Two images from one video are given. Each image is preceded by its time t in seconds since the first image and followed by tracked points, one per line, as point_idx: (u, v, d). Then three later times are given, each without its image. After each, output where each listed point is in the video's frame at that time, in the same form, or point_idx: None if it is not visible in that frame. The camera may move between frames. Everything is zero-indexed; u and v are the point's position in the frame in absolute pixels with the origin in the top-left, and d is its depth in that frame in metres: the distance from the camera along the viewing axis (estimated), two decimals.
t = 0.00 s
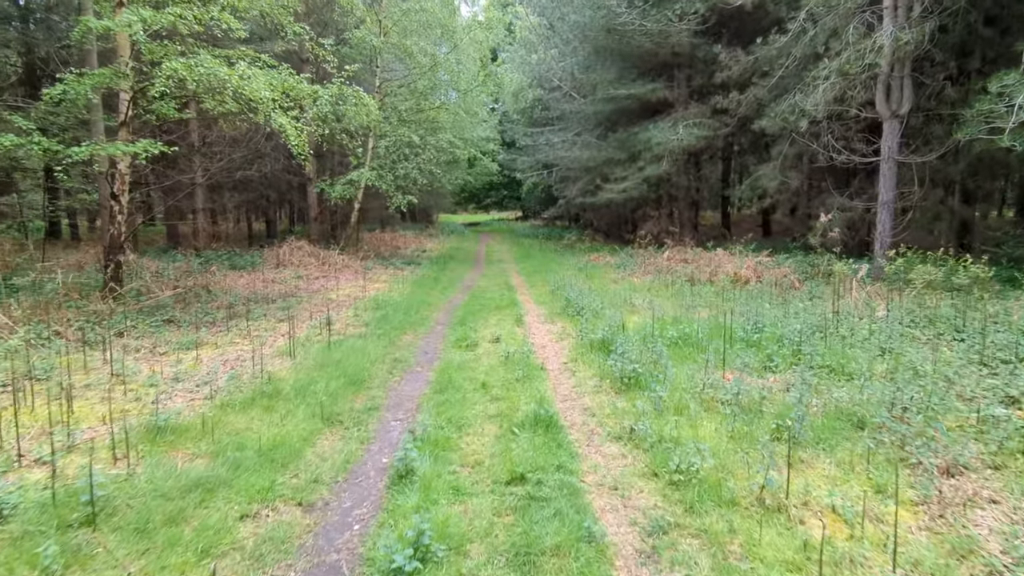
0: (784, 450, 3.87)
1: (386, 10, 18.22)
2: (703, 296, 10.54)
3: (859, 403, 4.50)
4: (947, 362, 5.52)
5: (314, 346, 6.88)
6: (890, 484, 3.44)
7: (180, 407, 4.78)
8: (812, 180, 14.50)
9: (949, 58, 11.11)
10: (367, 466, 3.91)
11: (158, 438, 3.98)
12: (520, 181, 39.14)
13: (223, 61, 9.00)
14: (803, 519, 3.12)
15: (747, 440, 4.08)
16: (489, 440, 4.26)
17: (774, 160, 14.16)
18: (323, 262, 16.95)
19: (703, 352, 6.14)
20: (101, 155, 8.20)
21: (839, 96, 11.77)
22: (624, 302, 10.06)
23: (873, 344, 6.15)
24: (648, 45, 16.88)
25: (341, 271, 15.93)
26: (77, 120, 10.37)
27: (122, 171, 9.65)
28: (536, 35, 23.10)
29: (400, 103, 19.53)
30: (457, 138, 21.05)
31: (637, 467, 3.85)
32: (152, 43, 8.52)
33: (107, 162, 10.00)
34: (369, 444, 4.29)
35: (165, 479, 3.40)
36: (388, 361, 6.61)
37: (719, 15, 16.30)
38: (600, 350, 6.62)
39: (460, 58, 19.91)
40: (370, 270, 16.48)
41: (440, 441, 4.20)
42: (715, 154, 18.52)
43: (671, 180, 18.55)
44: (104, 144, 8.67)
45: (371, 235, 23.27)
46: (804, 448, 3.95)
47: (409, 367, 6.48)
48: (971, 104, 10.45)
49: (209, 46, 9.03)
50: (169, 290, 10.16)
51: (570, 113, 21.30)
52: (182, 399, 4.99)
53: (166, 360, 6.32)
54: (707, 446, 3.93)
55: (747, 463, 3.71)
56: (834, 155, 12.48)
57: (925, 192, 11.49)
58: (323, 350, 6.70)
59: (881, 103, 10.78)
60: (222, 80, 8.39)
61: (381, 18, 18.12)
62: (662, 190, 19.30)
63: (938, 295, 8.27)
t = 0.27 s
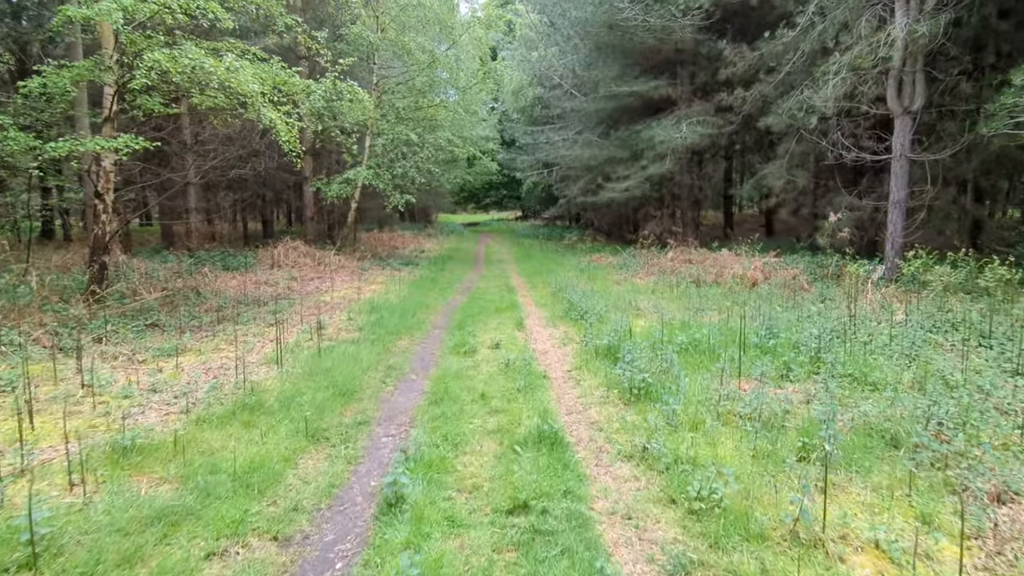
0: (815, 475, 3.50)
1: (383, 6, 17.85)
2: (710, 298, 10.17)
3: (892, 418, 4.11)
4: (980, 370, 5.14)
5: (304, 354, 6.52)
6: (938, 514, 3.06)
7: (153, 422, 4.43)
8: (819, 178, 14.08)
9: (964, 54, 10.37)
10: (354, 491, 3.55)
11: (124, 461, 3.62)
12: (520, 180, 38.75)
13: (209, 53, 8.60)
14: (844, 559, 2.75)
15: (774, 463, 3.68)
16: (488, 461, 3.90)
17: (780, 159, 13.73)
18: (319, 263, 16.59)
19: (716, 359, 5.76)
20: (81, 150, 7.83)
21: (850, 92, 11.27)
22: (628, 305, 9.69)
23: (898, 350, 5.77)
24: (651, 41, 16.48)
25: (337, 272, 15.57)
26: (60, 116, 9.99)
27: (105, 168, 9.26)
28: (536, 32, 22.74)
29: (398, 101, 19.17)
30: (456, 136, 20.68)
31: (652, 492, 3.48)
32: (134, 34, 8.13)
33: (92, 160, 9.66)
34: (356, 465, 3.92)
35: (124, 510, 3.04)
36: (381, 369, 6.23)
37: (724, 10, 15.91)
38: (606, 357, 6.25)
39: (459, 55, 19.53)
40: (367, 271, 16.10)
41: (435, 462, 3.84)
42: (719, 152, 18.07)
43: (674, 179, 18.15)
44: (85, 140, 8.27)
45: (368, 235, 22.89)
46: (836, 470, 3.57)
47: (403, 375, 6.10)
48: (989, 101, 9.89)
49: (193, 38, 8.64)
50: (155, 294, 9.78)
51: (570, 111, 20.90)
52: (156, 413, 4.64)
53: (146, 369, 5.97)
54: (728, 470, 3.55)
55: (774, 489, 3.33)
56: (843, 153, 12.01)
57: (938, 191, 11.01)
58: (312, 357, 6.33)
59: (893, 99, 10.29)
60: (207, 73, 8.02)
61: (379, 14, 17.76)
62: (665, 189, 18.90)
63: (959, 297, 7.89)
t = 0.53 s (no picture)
0: (852, 514, 3.08)
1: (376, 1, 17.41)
2: (714, 303, 9.79)
3: (930, 444, 3.69)
4: (1017, 386, 4.72)
5: (285, 368, 6.09)
6: (999, 565, 2.64)
7: (110, 451, 4.01)
8: (824, 178, 13.68)
9: (980, 46, 9.71)
10: (330, 534, 3.12)
11: (68, 501, 3.21)
12: (517, 181, 38.34)
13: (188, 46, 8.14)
14: None
15: (804, 498, 3.26)
16: (482, 496, 3.48)
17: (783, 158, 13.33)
18: (310, 265, 16.14)
19: (728, 373, 5.36)
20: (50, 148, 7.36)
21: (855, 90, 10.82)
22: (629, 311, 9.29)
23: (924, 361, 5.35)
24: (650, 38, 16.08)
25: (328, 275, 15.13)
26: (33, 114, 9.52)
27: (81, 168, 8.80)
28: (532, 30, 22.33)
29: (391, 99, 18.74)
30: (451, 135, 20.25)
31: (667, 535, 3.07)
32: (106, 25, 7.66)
33: (69, 160, 9.23)
34: (334, 501, 3.49)
35: (59, 565, 2.63)
36: (367, 385, 5.79)
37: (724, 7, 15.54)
38: (608, 370, 5.82)
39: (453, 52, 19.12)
40: (360, 274, 15.67)
41: (422, 497, 3.42)
42: (719, 151, 17.65)
43: (673, 180, 17.76)
44: (59, 139, 7.82)
45: (362, 237, 22.43)
46: (875, 508, 3.14)
47: (391, 392, 5.66)
48: (1005, 101, 9.38)
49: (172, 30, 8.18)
50: (135, 302, 9.36)
51: (567, 110, 20.50)
52: (116, 440, 4.21)
53: (114, 386, 5.54)
54: (752, 508, 3.14)
55: (807, 532, 2.92)
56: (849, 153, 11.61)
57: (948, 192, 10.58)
58: (294, 372, 5.90)
59: (902, 97, 9.87)
60: (183, 66, 7.57)
61: (371, 9, 17.32)
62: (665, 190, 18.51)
63: (976, 303, 7.53)
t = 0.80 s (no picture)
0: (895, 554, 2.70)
1: None
2: (714, 306, 9.45)
3: (971, 468, 3.30)
4: None
5: (262, 380, 5.66)
6: None
7: (56, 480, 3.57)
8: (823, 177, 13.40)
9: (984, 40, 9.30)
10: None
11: None
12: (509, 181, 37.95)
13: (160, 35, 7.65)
14: None
15: (838, 533, 2.87)
16: (473, 533, 3.07)
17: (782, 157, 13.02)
18: (297, 268, 15.65)
19: (738, 384, 4.99)
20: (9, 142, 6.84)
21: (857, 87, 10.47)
22: (628, 314, 8.92)
23: (948, 365, 5.00)
24: (646, 35, 15.73)
25: (316, 278, 14.66)
26: None
27: (48, 165, 8.28)
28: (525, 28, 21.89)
29: (381, 97, 18.29)
30: (442, 134, 19.82)
31: None
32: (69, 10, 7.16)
33: (36, 157, 8.70)
34: (305, 540, 3.05)
35: None
36: (349, 400, 5.37)
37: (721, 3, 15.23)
38: (609, 380, 5.44)
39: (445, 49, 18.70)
40: (348, 277, 15.20)
41: (406, 536, 3.01)
42: (716, 150, 17.33)
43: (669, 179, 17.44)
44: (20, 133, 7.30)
45: (352, 238, 21.93)
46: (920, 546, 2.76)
47: (375, 407, 5.24)
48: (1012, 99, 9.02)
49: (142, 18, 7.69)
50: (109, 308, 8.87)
51: (561, 108, 20.14)
52: (64, 467, 3.77)
53: (72, 402, 5.09)
54: (781, 548, 2.76)
55: None
56: (850, 152, 11.29)
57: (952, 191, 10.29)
58: (269, 386, 5.47)
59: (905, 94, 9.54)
60: (153, 56, 7.11)
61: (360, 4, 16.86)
62: (660, 189, 18.19)
63: (989, 306, 7.23)
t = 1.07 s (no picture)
0: None
1: None
2: (715, 311, 9.13)
3: None
4: None
5: (237, 397, 5.23)
6: None
7: None
8: (821, 178, 13.16)
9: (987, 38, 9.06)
10: None
11: None
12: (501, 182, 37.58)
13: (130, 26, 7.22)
14: None
15: None
16: None
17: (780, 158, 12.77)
18: (282, 271, 15.16)
19: (750, 400, 4.65)
20: None
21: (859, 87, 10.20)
22: (625, 321, 8.57)
23: (973, 376, 4.68)
24: (640, 34, 15.45)
25: (302, 282, 14.19)
26: None
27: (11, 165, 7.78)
28: (517, 28, 21.68)
29: (369, 96, 17.85)
30: (433, 135, 19.41)
31: None
32: None
33: None
34: None
35: None
36: (331, 419, 4.95)
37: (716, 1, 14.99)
38: (611, 395, 5.07)
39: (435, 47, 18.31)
40: (335, 281, 14.73)
41: None
42: (711, 151, 17.05)
43: (664, 180, 17.15)
44: None
45: (340, 241, 21.44)
46: None
47: (360, 427, 4.82)
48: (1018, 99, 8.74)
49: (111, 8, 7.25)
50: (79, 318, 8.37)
51: (554, 108, 19.81)
52: (1, 505, 3.32)
53: (24, 424, 4.63)
54: None
55: None
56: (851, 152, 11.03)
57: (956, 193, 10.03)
58: (244, 404, 5.04)
59: (909, 94, 9.30)
60: (120, 48, 6.67)
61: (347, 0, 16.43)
62: (655, 191, 17.90)
63: (1001, 311, 6.97)
